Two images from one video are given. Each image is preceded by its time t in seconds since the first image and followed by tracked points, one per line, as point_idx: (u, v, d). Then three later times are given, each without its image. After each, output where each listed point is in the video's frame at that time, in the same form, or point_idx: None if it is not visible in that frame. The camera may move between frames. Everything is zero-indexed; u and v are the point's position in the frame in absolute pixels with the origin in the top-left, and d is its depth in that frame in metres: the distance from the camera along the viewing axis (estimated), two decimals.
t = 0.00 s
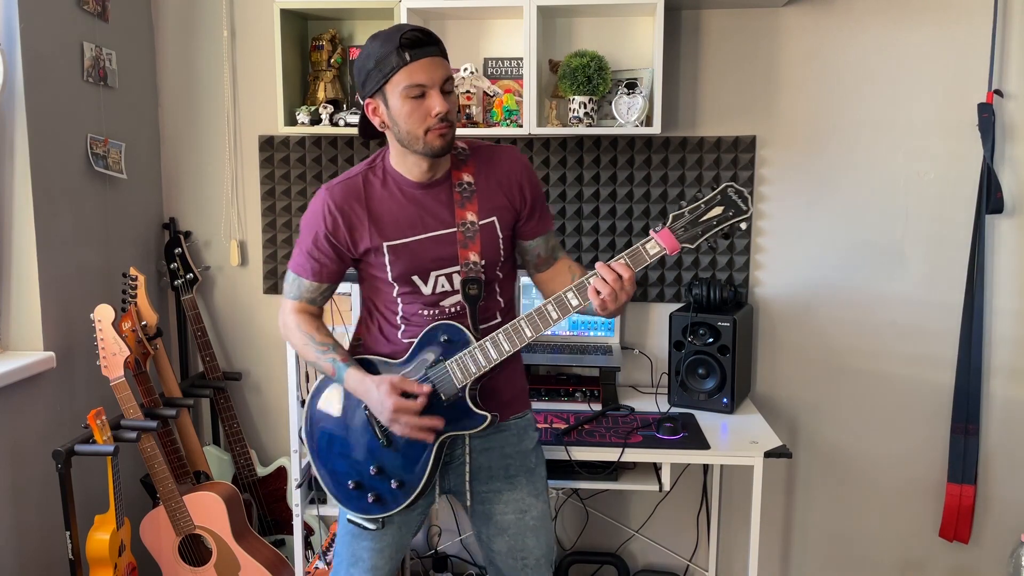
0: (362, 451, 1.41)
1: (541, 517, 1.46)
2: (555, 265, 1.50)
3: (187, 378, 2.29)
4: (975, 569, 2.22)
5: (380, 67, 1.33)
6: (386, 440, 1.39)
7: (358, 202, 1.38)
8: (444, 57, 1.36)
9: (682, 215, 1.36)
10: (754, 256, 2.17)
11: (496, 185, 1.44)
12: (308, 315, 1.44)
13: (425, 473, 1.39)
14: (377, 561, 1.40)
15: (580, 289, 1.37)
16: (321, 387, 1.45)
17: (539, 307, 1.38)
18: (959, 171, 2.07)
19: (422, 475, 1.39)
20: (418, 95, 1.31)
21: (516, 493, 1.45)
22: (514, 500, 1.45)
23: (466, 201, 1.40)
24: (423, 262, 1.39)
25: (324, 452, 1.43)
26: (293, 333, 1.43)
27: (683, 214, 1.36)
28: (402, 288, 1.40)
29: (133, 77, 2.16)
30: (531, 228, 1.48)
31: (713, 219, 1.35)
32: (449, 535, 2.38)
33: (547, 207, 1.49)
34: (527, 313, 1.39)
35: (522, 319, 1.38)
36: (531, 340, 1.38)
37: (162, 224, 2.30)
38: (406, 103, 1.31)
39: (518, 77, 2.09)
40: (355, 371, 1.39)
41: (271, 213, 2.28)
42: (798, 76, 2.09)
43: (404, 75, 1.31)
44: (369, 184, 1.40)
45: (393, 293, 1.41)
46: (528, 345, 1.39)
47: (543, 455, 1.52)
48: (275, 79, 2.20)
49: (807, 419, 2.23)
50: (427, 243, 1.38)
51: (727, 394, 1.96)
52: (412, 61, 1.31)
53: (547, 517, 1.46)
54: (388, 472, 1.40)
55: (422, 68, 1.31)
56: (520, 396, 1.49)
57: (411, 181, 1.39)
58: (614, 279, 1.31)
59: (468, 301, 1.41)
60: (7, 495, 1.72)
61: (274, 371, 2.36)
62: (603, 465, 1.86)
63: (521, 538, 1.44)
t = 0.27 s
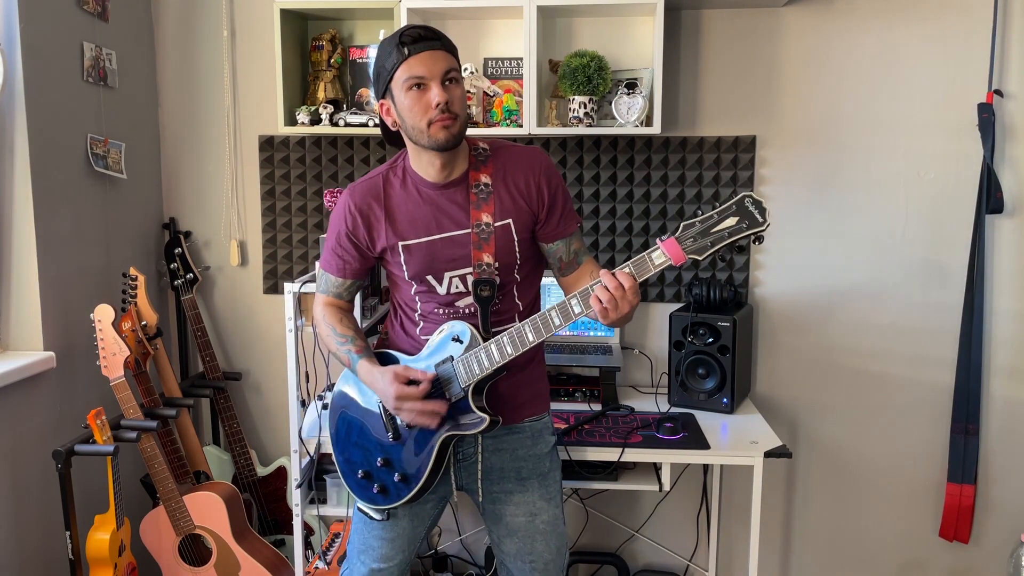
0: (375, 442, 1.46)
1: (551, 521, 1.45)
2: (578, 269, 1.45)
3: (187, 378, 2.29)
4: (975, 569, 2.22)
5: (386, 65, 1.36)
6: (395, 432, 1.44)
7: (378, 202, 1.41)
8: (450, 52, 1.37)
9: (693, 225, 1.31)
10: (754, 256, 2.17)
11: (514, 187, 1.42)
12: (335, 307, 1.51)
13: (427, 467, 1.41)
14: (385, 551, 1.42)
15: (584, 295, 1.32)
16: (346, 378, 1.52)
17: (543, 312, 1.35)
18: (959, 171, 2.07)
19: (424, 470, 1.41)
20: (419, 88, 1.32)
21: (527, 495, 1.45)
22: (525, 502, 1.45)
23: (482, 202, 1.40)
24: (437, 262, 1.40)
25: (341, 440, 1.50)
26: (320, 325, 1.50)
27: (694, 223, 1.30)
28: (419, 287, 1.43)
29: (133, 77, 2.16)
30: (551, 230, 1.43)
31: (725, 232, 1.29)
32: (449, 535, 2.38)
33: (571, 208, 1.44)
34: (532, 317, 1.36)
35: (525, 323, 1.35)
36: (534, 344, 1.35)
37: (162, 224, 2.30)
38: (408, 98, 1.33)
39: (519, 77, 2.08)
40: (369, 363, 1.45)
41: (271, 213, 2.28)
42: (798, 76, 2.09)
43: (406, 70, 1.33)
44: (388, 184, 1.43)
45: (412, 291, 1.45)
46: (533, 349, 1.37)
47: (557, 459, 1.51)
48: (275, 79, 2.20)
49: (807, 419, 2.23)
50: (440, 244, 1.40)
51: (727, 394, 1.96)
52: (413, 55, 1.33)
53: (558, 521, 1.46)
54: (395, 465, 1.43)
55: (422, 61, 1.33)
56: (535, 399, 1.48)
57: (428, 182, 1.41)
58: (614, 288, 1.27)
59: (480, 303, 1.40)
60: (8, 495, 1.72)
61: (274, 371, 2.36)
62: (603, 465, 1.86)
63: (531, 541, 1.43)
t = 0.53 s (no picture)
0: (354, 449, 1.40)
1: (535, 518, 1.45)
2: (551, 276, 1.51)
3: (187, 378, 2.29)
4: (975, 569, 2.22)
5: (386, 61, 1.34)
6: (378, 439, 1.39)
7: (362, 198, 1.38)
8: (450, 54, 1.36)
9: (683, 226, 1.37)
10: (754, 256, 2.17)
11: (500, 191, 1.44)
12: (302, 308, 1.42)
13: (416, 472, 1.39)
14: (367, 561, 1.39)
15: (581, 297, 1.38)
16: (316, 382, 1.45)
17: (537, 311, 1.40)
18: (959, 171, 2.07)
19: (413, 475, 1.39)
20: (418, 90, 1.31)
21: (510, 494, 1.46)
22: (508, 501, 1.45)
23: (469, 205, 1.41)
24: (423, 262, 1.39)
25: (314, 449, 1.42)
26: (289, 327, 1.41)
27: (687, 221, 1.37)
28: (401, 287, 1.40)
29: (133, 77, 2.16)
30: (530, 237, 1.48)
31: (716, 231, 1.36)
32: (449, 535, 2.38)
33: (548, 217, 1.49)
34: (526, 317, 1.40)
35: (520, 322, 1.39)
36: (528, 343, 1.38)
37: (162, 224, 2.30)
38: (405, 98, 1.32)
39: (518, 77, 2.09)
40: (350, 369, 1.37)
41: (271, 213, 2.28)
42: (798, 76, 2.09)
43: (406, 70, 1.31)
44: (373, 181, 1.39)
45: (391, 292, 1.41)
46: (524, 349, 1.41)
47: (535, 456, 1.53)
48: (274, 79, 2.20)
49: (807, 419, 2.23)
50: (427, 243, 1.39)
51: (727, 394, 1.96)
52: (415, 56, 1.31)
53: (541, 518, 1.46)
54: (379, 472, 1.39)
55: (424, 63, 1.31)
56: (510, 400, 1.49)
57: (416, 181, 1.40)
58: (618, 284, 1.33)
59: (466, 304, 1.41)
60: (7, 495, 1.72)
61: (274, 371, 2.36)
62: (603, 465, 1.86)
63: (517, 538, 1.43)
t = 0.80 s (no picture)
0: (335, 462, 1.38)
1: (510, 515, 1.47)
2: (510, 284, 1.58)
3: (187, 378, 2.29)
4: (975, 569, 2.22)
5: (396, 70, 1.30)
6: (360, 449, 1.39)
7: (341, 203, 1.35)
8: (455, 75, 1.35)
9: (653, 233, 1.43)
10: (754, 256, 2.17)
11: (471, 199, 1.47)
12: (270, 320, 1.37)
13: (403, 479, 1.38)
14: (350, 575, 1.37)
15: (563, 303, 1.44)
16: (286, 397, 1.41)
17: (522, 317, 1.44)
18: (959, 171, 2.07)
19: (399, 484, 1.38)
20: (424, 111, 1.30)
21: (483, 494, 1.47)
22: (483, 501, 1.46)
23: (446, 212, 1.43)
24: (401, 269, 1.39)
25: (292, 465, 1.39)
26: (259, 342, 1.36)
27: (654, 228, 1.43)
28: (376, 295, 1.39)
29: (133, 77, 2.16)
30: (493, 245, 1.53)
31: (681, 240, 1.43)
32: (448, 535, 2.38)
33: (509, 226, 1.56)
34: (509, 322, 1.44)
35: (505, 328, 1.43)
36: (514, 348, 1.43)
37: (162, 224, 2.30)
38: (407, 114, 1.30)
39: (519, 77, 2.09)
40: (330, 381, 1.35)
41: (271, 213, 2.28)
42: (798, 76, 2.08)
43: (415, 87, 1.29)
44: (352, 186, 1.37)
45: (366, 300, 1.40)
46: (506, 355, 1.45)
47: (504, 455, 1.54)
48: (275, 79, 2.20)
49: (807, 419, 2.23)
50: (406, 250, 1.39)
51: (728, 394, 1.96)
52: (426, 75, 1.29)
53: (515, 515, 1.48)
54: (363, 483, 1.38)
55: (433, 85, 1.29)
56: (478, 402, 1.51)
57: (394, 187, 1.39)
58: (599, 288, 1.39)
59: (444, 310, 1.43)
60: (7, 495, 1.72)
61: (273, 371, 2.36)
62: (603, 465, 1.86)
63: (494, 537, 1.45)
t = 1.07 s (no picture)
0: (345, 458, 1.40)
1: (524, 515, 1.47)
2: (530, 276, 1.54)
3: (187, 378, 2.29)
4: (974, 569, 2.22)
5: (382, 63, 1.32)
6: (371, 446, 1.39)
7: (346, 205, 1.37)
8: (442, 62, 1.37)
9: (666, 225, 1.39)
10: (754, 256, 2.17)
11: (481, 194, 1.46)
12: (283, 319, 1.39)
13: (411, 478, 1.39)
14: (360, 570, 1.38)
15: (571, 296, 1.39)
16: (300, 393, 1.43)
17: (528, 311, 1.40)
18: (960, 171, 2.07)
19: (407, 481, 1.39)
20: (416, 96, 1.31)
21: (498, 492, 1.46)
22: (498, 500, 1.46)
23: (453, 208, 1.42)
24: (409, 268, 1.40)
25: (303, 462, 1.41)
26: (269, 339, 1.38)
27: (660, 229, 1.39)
28: (385, 294, 1.41)
29: (133, 77, 2.16)
30: (509, 238, 1.50)
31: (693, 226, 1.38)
32: (449, 535, 2.38)
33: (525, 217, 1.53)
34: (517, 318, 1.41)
35: (511, 324, 1.39)
36: (520, 344, 1.40)
37: (162, 224, 2.30)
38: (401, 103, 1.31)
39: (518, 77, 2.09)
40: (339, 380, 1.37)
41: (271, 213, 2.28)
42: (798, 76, 2.08)
43: (404, 75, 1.30)
44: (357, 188, 1.39)
45: (376, 299, 1.41)
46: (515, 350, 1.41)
47: (519, 454, 1.54)
48: (275, 79, 2.20)
49: (806, 419, 2.23)
50: (414, 249, 1.39)
51: (727, 394, 1.96)
52: (411, 61, 1.31)
53: (529, 515, 1.48)
54: (372, 480, 1.39)
55: (421, 68, 1.31)
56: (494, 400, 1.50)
57: (400, 186, 1.39)
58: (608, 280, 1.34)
59: (453, 307, 1.43)
60: (7, 495, 1.72)
61: (273, 371, 2.36)
62: (603, 465, 1.86)
63: (507, 537, 1.45)
